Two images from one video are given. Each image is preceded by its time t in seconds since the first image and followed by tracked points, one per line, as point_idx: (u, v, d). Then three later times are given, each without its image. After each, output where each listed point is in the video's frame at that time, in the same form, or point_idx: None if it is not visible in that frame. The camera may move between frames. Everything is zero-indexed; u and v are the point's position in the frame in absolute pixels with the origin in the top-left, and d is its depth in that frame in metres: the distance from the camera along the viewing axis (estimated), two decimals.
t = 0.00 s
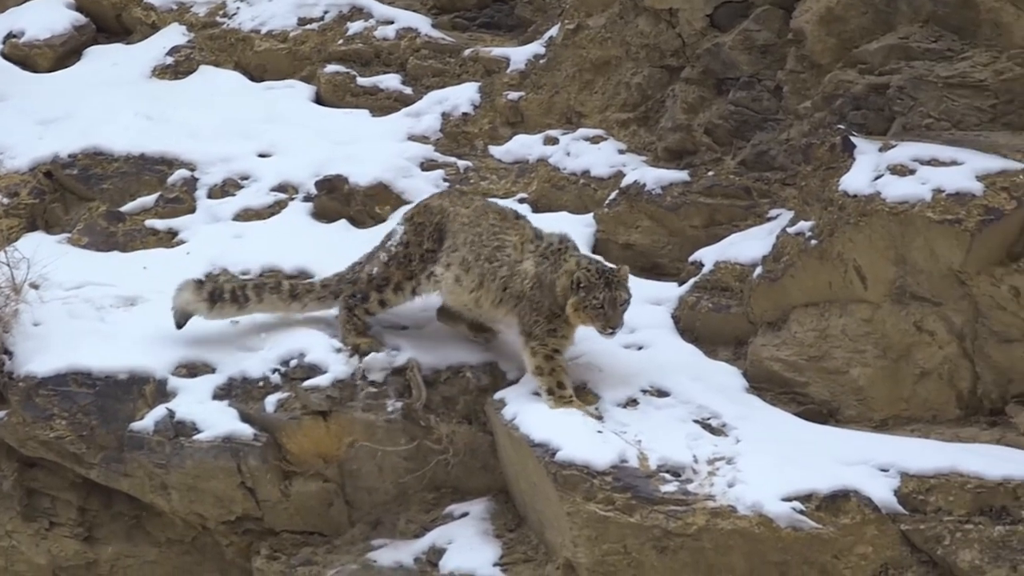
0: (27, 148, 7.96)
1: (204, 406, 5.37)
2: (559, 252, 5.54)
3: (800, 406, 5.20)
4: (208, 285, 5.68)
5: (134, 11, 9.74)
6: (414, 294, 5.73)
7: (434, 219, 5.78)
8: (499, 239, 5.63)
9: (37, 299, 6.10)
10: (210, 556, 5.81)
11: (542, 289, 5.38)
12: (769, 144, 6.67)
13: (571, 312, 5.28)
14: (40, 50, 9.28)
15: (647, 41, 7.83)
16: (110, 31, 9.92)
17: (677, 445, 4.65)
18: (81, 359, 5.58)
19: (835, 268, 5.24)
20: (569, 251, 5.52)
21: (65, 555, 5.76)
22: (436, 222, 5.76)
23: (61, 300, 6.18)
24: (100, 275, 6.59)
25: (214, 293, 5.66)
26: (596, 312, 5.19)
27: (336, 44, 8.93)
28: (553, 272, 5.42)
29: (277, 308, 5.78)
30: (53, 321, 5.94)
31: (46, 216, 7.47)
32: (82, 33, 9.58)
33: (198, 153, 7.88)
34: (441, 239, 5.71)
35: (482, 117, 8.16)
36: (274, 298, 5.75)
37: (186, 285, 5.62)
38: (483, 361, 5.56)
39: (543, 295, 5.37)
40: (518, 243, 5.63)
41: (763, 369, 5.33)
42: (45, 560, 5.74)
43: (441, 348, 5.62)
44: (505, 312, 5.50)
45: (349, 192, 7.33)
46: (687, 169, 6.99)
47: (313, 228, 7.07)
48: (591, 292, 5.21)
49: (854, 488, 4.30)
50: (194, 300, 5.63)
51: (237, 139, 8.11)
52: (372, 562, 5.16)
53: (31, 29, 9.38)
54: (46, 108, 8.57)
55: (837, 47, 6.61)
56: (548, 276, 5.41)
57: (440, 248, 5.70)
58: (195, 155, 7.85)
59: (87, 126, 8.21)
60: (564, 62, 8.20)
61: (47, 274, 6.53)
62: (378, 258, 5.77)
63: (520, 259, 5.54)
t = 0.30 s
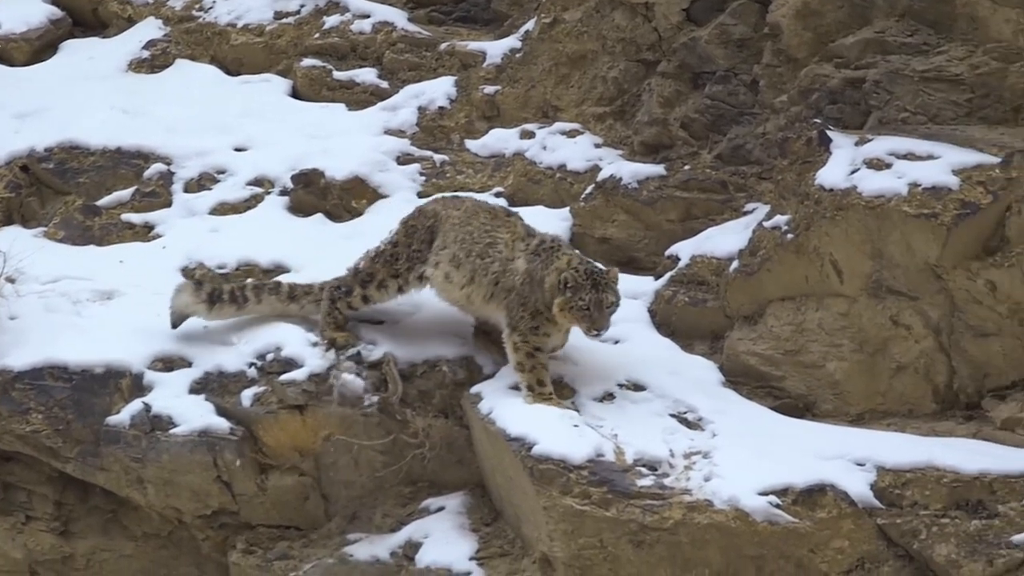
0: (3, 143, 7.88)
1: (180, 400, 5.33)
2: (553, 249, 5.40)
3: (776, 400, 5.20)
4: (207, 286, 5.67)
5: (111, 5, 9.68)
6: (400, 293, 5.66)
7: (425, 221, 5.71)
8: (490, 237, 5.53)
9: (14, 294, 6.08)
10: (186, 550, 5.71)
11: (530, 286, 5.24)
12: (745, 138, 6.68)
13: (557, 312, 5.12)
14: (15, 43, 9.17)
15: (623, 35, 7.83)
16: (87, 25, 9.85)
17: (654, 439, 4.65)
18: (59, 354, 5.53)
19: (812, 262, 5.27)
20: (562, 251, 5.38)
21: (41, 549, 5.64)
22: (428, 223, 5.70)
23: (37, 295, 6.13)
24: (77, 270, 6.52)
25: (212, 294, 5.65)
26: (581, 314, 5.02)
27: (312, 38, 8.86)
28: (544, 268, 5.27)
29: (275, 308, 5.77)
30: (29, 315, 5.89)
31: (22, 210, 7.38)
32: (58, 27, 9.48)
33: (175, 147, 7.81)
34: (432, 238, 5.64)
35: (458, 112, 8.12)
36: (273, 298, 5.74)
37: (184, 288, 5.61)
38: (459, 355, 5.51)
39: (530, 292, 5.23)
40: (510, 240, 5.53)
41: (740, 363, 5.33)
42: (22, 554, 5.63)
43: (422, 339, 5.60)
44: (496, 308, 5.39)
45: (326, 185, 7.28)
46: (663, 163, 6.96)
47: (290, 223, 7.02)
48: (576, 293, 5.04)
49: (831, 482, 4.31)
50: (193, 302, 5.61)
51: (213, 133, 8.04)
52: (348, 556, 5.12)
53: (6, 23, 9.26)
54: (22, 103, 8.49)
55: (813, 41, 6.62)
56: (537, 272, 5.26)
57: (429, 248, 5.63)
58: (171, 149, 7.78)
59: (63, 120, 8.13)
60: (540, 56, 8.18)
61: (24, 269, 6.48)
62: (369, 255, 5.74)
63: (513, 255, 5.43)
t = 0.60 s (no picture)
0: None
1: (164, 397, 5.32)
2: (552, 251, 5.26)
3: (760, 397, 5.21)
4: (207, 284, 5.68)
5: (95, 3, 9.60)
6: (394, 295, 5.60)
7: (427, 228, 5.71)
8: (490, 243, 5.45)
9: None
10: (170, 547, 5.62)
11: (525, 286, 5.10)
12: (729, 135, 6.68)
13: (551, 312, 4.96)
14: None
15: (607, 33, 7.83)
16: (70, 22, 9.80)
17: (638, 437, 4.64)
18: (43, 351, 5.47)
19: (795, 260, 5.29)
20: (561, 253, 5.23)
21: (25, 548, 5.52)
22: (431, 229, 5.69)
23: (20, 293, 6.08)
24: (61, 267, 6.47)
25: (212, 291, 5.66)
26: (575, 314, 4.84)
27: (296, 35, 8.82)
28: (541, 269, 5.13)
29: (275, 304, 5.76)
30: (12, 313, 5.84)
31: (5, 207, 7.31)
32: (42, 25, 9.41)
33: (159, 145, 7.77)
34: (433, 245, 5.61)
35: (442, 109, 8.10)
36: (273, 295, 5.74)
37: (184, 286, 5.62)
38: (443, 353, 5.51)
39: (525, 292, 5.09)
40: (510, 245, 5.43)
41: (724, 361, 5.33)
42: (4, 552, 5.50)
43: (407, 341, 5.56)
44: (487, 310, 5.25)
45: (310, 184, 7.24)
46: (647, 160, 6.97)
47: (273, 221, 6.98)
48: (571, 293, 4.87)
49: (814, 480, 4.31)
50: (194, 300, 5.63)
51: (196, 131, 8.00)
52: (332, 555, 5.06)
53: None
54: (5, 102, 8.43)
55: (797, 39, 6.65)
56: (534, 273, 5.13)
57: (430, 253, 5.58)
58: (155, 147, 7.74)
59: (46, 118, 8.07)
60: (524, 53, 8.16)
61: (8, 266, 6.44)
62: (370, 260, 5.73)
63: (511, 257, 5.31)
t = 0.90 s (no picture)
0: None
1: (146, 392, 5.29)
2: (547, 250, 5.19)
3: (742, 391, 5.20)
4: (212, 276, 5.69)
5: None
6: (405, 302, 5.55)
7: (433, 230, 5.66)
8: (492, 247, 5.38)
9: None
10: (153, 542, 5.57)
11: (516, 284, 5.05)
12: (712, 130, 6.68)
13: (542, 310, 4.89)
14: None
15: (590, 27, 7.83)
16: (53, 16, 9.66)
17: (621, 431, 4.64)
18: (25, 346, 5.44)
19: (778, 254, 5.30)
20: (555, 252, 5.15)
21: (7, 541, 5.48)
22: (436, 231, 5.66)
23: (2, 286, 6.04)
24: (43, 262, 6.44)
25: (217, 283, 5.66)
26: (564, 311, 4.77)
27: (279, 29, 8.77)
28: (533, 268, 5.07)
29: (280, 301, 5.71)
30: None
31: None
32: (24, 20, 9.34)
33: (142, 139, 7.71)
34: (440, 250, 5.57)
35: (425, 103, 8.07)
36: (276, 291, 5.69)
37: (189, 275, 5.65)
38: (427, 347, 5.50)
39: (515, 289, 5.04)
40: (508, 246, 5.35)
41: (706, 356, 5.33)
42: None
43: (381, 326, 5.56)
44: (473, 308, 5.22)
45: (293, 178, 7.21)
46: (630, 155, 6.97)
47: (255, 216, 6.94)
48: (560, 290, 4.80)
49: (797, 475, 4.31)
50: (197, 289, 5.63)
51: (179, 125, 7.95)
52: (315, 549, 5.04)
53: None
54: None
55: (780, 33, 6.65)
56: (526, 271, 5.07)
57: (436, 258, 5.55)
58: (138, 141, 7.69)
59: (28, 112, 8.02)
60: (506, 48, 8.14)
61: None
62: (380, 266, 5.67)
63: (505, 255, 5.24)
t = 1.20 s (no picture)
0: None
1: (133, 387, 5.26)
2: (539, 251, 5.22)
3: (730, 387, 5.20)
4: (210, 277, 5.70)
5: None
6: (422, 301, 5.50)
7: (438, 229, 5.67)
8: (488, 248, 5.40)
9: None
10: (139, 538, 5.55)
11: (507, 284, 5.07)
12: (699, 125, 6.68)
13: (533, 309, 4.86)
14: None
15: (577, 22, 7.82)
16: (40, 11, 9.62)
17: (608, 427, 4.64)
18: (12, 342, 5.41)
19: (765, 250, 5.31)
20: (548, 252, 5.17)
21: None
22: (440, 231, 5.65)
23: None
24: (30, 258, 6.40)
25: (215, 284, 5.68)
26: (555, 311, 4.77)
27: (266, 25, 8.74)
28: (525, 268, 5.09)
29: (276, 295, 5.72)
30: None
31: None
32: (11, 15, 9.30)
33: (129, 134, 7.68)
34: (443, 249, 5.56)
35: (412, 99, 8.05)
36: (272, 286, 5.69)
37: (187, 276, 5.66)
38: (414, 342, 5.51)
39: (506, 289, 5.05)
40: (503, 246, 5.37)
41: (693, 351, 5.34)
42: None
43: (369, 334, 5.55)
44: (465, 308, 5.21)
45: (280, 174, 7.19)
46: (617, 151, 6.94)
47: (242, 212, 6.90)
48: (551, 289, 4.80)
49: (785, 470, 4.31)
50: (195, 291, 5.66)
51: (166, 121, 7.91)
52: (303, 544, 5.02)
53: None
54: None
55: (767, 29, 6.72)
56: (518, 271, 5.09)
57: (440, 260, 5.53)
58: (125, 136, 7.66)
59: (15, 108, 7.97)
60: (493, 43, 8.13)
61: None
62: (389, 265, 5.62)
63: (499, 256, 5.26)
